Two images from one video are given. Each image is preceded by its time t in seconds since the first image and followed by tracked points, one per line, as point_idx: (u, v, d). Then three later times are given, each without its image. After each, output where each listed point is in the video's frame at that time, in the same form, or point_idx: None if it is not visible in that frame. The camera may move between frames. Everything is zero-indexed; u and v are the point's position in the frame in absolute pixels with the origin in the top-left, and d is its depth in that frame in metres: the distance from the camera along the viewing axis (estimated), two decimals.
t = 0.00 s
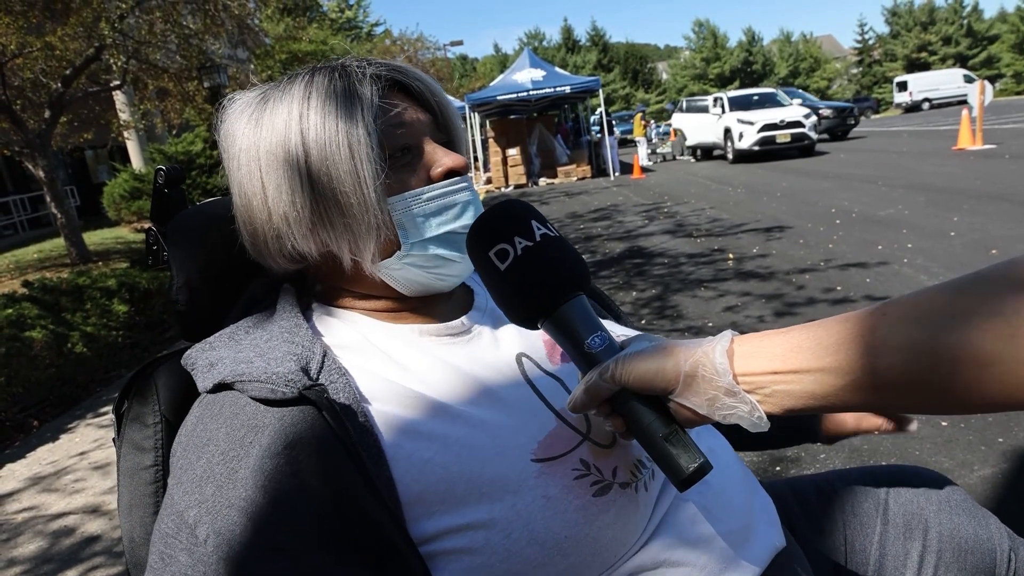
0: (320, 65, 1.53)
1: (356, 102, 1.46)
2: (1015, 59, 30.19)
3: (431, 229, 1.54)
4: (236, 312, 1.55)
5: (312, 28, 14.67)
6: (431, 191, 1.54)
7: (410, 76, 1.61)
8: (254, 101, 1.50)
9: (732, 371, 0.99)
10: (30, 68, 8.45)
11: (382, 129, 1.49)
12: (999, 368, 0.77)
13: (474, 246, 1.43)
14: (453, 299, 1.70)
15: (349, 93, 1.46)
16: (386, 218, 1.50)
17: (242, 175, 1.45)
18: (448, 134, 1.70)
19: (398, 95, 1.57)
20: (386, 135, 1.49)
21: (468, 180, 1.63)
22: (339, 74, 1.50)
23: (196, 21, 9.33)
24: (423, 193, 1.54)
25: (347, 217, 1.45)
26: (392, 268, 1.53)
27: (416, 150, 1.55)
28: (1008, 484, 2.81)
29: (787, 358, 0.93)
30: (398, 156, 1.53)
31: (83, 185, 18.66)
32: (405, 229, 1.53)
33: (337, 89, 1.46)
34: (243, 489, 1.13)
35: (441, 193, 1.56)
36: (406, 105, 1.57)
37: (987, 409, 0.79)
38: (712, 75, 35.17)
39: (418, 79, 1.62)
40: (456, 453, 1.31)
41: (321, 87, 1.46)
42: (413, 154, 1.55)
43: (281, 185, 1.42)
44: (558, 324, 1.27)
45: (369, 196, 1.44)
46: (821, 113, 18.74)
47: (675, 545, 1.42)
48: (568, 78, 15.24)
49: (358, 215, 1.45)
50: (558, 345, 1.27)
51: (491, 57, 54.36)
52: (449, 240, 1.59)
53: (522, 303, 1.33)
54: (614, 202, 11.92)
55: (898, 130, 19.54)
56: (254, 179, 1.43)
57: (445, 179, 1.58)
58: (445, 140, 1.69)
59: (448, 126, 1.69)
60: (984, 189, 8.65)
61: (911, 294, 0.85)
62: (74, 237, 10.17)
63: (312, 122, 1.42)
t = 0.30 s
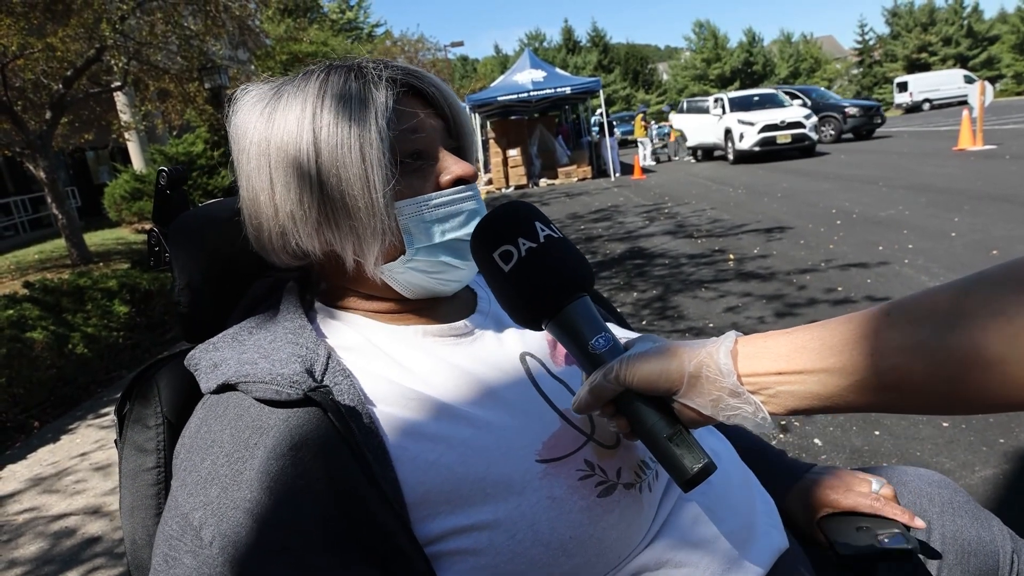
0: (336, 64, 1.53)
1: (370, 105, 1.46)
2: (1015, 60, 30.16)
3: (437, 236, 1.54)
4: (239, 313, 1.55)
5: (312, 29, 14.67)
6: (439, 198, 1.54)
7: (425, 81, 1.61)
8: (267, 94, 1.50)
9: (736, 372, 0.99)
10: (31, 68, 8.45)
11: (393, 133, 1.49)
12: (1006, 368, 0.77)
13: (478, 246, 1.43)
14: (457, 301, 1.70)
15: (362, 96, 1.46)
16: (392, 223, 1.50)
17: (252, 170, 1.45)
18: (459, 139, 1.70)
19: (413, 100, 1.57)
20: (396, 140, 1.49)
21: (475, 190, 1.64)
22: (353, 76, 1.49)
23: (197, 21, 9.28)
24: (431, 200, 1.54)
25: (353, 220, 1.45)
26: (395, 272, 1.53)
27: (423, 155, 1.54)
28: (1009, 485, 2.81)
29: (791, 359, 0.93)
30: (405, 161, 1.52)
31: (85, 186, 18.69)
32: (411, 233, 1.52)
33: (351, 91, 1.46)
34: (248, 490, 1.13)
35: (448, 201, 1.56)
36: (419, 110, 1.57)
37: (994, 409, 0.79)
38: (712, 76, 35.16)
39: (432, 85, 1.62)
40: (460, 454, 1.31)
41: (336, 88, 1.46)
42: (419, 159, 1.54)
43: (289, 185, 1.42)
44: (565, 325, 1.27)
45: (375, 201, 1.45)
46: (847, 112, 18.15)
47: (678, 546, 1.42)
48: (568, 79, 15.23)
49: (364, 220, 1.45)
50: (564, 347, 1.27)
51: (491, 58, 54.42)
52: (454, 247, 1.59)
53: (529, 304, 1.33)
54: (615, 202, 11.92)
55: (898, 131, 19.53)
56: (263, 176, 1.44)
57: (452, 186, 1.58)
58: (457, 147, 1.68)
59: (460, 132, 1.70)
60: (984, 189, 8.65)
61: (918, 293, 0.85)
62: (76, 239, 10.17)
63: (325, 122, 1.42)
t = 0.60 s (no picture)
0: (330, 63, 1.53)
1: (363, 107, 1.45)
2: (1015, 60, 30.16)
3: (429, 240, 1.53)
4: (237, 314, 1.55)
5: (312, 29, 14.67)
6: (432, 201, 1.53)
7: (420, 82, 1.60)
8: (261, 94, 1.50)
9: (736, 370, 0.99)
10: (31, 68, 8.45)
11: (386, 135, 1.48)
12: (1007, 367, 0.77)
13: (478, 245, 1.43)
14: (455, 302, 1.69)
15: (355, 97, 1.46)
16: (385, 226, 1.49)
17: (245, 172, 1.45)
18: (455, 141, 1.69)
19: (407, 102, 1.56)
20: (390, 143, 1.49)
21: (471, 192, 1.62)
22: (347, 77, 1.49)
23: (197, 21, 9.28)
24: (424, 203, 1.53)
25: (346, 223, 1.45)
26: (389, 275, 1.52)
27: (419, 158, 1.54)
28: (1009, 485, 2.80)
29: (791, 357, 0.93)
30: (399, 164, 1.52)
31: (85, 187, 18.68)
32: (406, 237, 1.52)
33: (344, 91, 1.46)
34: (243, 492, 1.14)
35: (441, 203, 1.55)
36: (414, 111, 1.56)
37: (994, 406, 0.79)
38: (713, 77, 35.15)
39: (428, 86, 1.61)
40: (455, 457, 1.30)
41: (329, 89, 1.46)
42: (415, 161, 1.54)
43: (282, 187, 1.42)
44: (564, 325, 1.27)
45: (368, 205, 1.44)
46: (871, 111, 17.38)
47: (677, 546, 1.42)
48: (568, 80, 15.24)
49: (356, 223, 1.45)
50: (564, 347, 1.27)
51: (491, 58, 54.44)
52: (448, 251, 1.57)
53: (527, 304, 1.33)
54: (615, 203, 11.92)
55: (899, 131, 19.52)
56: (256, 178, 1.44)
57: (447, 189, 1.57)
58: (452, 149, 1.68)
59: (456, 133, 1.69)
60: (985, 190, 8.64)
61: (919, 292, 0.85)
62: (76, 239, 10.17)
63: (317, 125, 1.42)
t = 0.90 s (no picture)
0: (333, 64, 1.53)
1: (364, 107, 1.45)
2: (1015, 61, 30.15)
3: (428, 237, 1.53)
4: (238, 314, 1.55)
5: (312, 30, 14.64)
6: (433, 200, 1.54)
7: (423, 82, 1.60)
8: (264, 94, 1.50)
9: (736, 370, 0.99)
10: (32, 69, 8.44)
11: (387, 136, 1.48)
12: (1009, 370, 0.76)
13: (478, 245, 1.43)
14: (455, 302, 1.70)
15: (357, 97, 1.46)
16: (385, 227, 1.49)
17: (247, 172, 1.46)
18: (458, 141, 1.69)
19: (409, 102, 1.56)
20: (390, 142, 1.49)
21: (472, 191, 1.62)
22: (350, 77, 1.49)
23: (197, 22, 9.28)
24: (425, 201, 1.53)
25: (346, 222, 1.45)
26: (389, 273, 1.52)
27: (420, 158, 1.54)
28: (1008, 486, 2.80)
29: (791, 358, 0.92)
30: (400, 165, 1.52)
31: (85, 187, 18.68)
32: (407, 236, 1.52)
33: (347, 92, 1.46)
34: (247, 490, 1.13)
35: (444, 201, 1.55)
36: (416, 112, 1.56)
37: (993, 408, 0.79)
38: (713, 77, 35.17)
39: (430, 86, 1.61)
40: (458, 456, 1.30)
41: (332, 89, 1.46)
42: (416, 161, 1.54)
43: (283, 186, 1.42)
44: (565, 325, 1.27)
45: (369, 204, 1.44)
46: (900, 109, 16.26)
47: (677, 546, 1.41)
48: (569, 80, 15.24)
49: (356, 223, 1.45)
50: (565, 347, 1.27)
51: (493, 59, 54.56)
52: (448, 249, 1.57)
53: (528, 303, 1.33)
54: (616, 203, 11.91)
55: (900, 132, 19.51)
56: (257, 177, 1.44)
57: (447, 188, 1.57)
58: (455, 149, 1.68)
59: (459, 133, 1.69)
60: (985, 191, 8.64)
61: (921, 292, 0.85)
62: (76, 239, 10.17)
63: (317, 125, 1.42)
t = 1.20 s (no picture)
0: (338, 60, 1.52)
1: (365, 107, 1.45)
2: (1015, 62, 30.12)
3: (424, 238, 1.52)
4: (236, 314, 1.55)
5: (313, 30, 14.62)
6: (430, 200, 1.53)
7: (426, 82, 1.60)
8: (266, 90, 1.50)
9: (737, 371, 0.99)
10: (31, 68, 8.43)
11: (385, 134, 1.48)
12: (1009, 373, 0.76)
13: (477, 246, 1.42)
14: (453, 302, 1.69)
15: (357, 96, 1.46)
16: (380, 225, 1.49)
17: (246, 167, 1.46)
18: (459, 142, 1.69)
19: (411, 103, 1.56)
20: (389, 142, 1.48)
21: (471, 192, 1.62)
22: (352, 75, 1.49)
23: (197, 22, 9.28)
24: (422, 201, 1.53)
25: (341, 220, 1.45)
26: (384, 271, 1.53)
27: (418, 158, 1.54)
28: (1008, 486, 2.80)
29: (791, 360, 0.92)
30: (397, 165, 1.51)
31: (85, 187, 18.68)
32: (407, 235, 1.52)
33: (347, 90, 1.45)
34: (245, 491, 1.13)
35: (441, 202, 1.55)
36: (417, 111, 1.56)
37: (992, 409, 0.79)
38: (713, 77, 35.18)
39: (432, 86, 1.61)
40: (456, 457, 1.30)
41: (334, 88, 1.46)
42: (415, 161, 1.54)
43: (280, 183, 1.42)
44: (565, 325, 1.26)
45: (364, 204, 1.44)
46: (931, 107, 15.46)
47: (676, 546, 1.41)
48: (569, 80, 15.23)
49: (351, 220, 1.45)
50: (566, 348, 1.26)
51: (493, 59, 54.59)
52: (443, 250, 1.57)
53: (527, 303, 1.33)
54: (616, 203, 11.90)
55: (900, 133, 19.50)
56: (255, 173, 1.44)
57: (446, 189, 1.57)
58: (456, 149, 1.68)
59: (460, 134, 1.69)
60: (985, 191, 8.64)
61: (920, 293, 0.84)
62: (76, 239, 10.17)
63: (316, 123, 1.42)
